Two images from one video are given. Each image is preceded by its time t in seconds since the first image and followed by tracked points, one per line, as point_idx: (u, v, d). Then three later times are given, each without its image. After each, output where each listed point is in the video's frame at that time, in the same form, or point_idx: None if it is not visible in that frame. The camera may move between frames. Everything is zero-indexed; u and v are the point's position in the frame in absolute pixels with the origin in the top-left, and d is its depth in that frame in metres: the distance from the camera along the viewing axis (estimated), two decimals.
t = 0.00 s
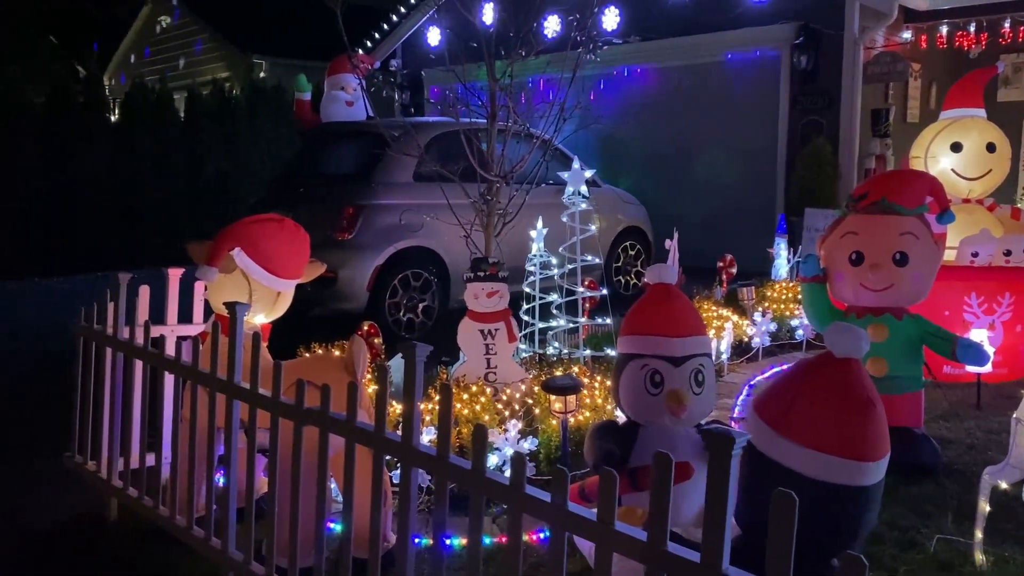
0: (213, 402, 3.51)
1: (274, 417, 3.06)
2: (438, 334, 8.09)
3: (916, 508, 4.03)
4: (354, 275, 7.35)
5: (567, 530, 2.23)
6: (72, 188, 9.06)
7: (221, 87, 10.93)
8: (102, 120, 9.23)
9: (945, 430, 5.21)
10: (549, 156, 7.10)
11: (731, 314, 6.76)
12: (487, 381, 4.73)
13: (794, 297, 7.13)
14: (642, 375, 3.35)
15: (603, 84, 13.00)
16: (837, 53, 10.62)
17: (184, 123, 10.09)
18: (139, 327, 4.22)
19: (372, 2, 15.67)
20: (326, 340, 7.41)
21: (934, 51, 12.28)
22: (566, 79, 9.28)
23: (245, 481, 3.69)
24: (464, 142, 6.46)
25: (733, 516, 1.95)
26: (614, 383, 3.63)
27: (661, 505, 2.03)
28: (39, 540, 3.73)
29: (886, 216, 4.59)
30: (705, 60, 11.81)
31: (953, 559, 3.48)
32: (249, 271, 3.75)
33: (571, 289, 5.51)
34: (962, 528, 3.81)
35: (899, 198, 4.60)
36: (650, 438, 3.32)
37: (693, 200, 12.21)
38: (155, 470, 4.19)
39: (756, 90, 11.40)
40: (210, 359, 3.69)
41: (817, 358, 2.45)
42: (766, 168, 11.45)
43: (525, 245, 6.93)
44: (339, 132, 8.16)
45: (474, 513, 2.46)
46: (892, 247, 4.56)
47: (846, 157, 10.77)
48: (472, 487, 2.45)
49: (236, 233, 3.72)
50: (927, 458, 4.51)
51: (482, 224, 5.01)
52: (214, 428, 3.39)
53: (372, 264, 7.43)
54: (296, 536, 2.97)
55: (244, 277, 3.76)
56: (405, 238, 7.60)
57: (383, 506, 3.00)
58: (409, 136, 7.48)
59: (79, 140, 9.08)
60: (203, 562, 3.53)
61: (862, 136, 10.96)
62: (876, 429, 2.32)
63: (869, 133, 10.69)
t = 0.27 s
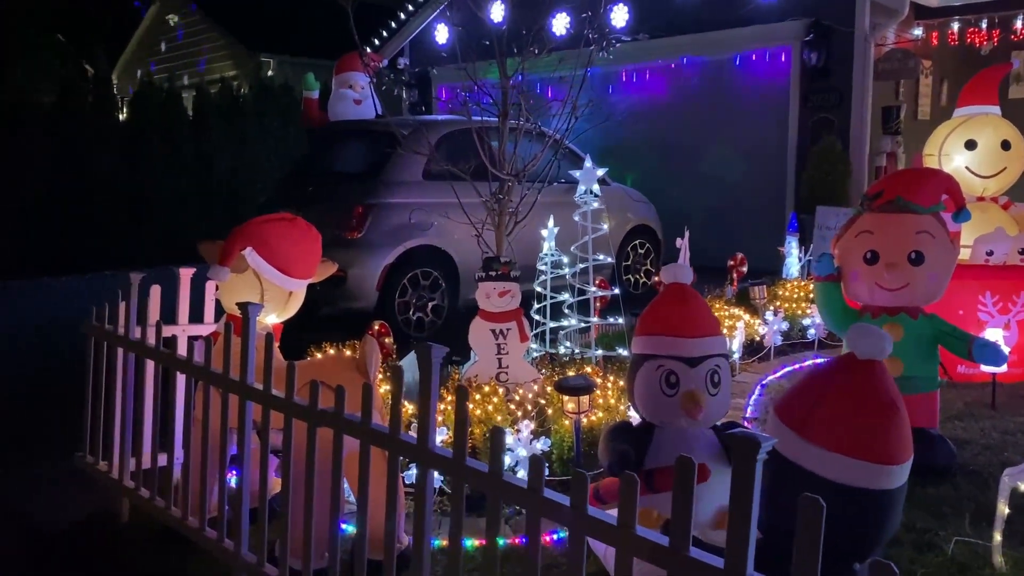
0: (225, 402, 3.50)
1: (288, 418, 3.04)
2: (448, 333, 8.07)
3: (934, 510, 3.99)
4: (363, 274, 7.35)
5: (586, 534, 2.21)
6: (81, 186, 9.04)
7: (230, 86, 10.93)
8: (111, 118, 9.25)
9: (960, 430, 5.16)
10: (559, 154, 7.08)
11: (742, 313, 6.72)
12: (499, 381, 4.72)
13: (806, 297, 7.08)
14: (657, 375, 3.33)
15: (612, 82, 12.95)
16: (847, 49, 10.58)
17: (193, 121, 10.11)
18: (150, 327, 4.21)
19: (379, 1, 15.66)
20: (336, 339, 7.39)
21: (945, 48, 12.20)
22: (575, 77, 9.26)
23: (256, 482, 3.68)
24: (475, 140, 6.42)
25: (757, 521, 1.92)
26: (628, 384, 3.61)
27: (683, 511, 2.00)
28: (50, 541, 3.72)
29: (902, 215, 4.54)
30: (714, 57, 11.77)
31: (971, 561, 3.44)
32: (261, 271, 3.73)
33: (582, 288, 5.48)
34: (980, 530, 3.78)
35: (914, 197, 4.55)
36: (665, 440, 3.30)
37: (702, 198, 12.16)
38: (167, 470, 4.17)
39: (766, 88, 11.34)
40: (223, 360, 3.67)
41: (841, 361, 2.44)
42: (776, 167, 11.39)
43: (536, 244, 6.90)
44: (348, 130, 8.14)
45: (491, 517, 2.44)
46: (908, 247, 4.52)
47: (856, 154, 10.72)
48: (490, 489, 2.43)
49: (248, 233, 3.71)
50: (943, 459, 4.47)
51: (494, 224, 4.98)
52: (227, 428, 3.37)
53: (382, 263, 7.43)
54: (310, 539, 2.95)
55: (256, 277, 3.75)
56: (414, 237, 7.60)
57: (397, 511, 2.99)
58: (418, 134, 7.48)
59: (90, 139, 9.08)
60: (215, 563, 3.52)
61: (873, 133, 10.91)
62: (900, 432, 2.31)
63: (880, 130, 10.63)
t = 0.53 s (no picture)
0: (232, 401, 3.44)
1: (296, 418, 2.98)
2: (455, 329, 8.01)
3: (952, 509, 3.93)
4: (369, 270, 7.29)
5: (606, 539, 2.15)
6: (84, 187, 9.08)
7: (235, 82, 10.88)
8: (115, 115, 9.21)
9: (977, 427, 5.09)
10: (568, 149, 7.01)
11: (753, 309, 6.65)
12: (509, 379, 4.66)
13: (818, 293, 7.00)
14: (672, 374, 3.26)
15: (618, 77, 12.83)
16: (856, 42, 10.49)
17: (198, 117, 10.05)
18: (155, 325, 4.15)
19: None
20: (342, 336, 7.35)
21: (955, 41, 12.09)
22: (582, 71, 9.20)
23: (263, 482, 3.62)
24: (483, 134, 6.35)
25: (786, 527, 1.86)
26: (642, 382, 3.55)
27: (708, 516, 1.94)
28: (57, 542, 3.67)
29: (919, 209, 4.45)
30: (721, 50, 11.68)
31: (992, 562, 3.38)
32: (268, 268, 3.67)
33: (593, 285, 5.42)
34: (1000, 529, 3.71)
35: (930, 190, 4.47)
36: (680, 439, 3.24)
37: (710, 193, 12.08)
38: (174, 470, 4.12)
39: (774, 82, 11.26)
40: (229, 358, 3.62)
41: (865, 360, 2.39)
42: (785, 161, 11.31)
43: (545, 240, 6.82)
44: (353, 125, 8.07)
45: (506, 521, 2.38)
46: (924, 241, 4.44)
47: (865, 147, 10.63)
48: (505, 491, 2.38)
49: (255, 229, 3.65)
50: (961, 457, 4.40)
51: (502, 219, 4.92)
52: (234, 428, 3.31)
53: (388, 259, 7.38)
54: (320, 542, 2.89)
55: (263, 274, 3.69)
56: (421, 233, 7.54)
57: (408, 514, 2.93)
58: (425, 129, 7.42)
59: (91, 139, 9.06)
60: (222, 565, 3.47)
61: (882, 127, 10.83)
62: (928, 433, 2.26)
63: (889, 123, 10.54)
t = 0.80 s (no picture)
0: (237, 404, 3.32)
1: (303, 422, 2.86)
2: (461, 326, 7.90)
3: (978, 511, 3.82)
4: (374, 266, 7.18)
5: (638, 554, 2.07)
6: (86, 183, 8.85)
7: (235, 75, 10.72)
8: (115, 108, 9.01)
9: (998, 426, 4.97)
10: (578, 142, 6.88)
11: (766, 305, 6.52)
12: (519, 378, 4.55)
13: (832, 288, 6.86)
14: (693, 375, 3.14)
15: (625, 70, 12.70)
16: (867, 33, 10.34)
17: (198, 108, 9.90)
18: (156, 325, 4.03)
19: None
20: (348, 333, 7.22)
21: (966, 31, 11.92)
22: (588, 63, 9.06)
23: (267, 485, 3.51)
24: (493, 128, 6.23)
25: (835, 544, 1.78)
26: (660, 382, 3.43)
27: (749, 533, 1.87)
28: (58, 548, 3.57)
29: (939, 204, 4.31)
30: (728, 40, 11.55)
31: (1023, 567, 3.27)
32: (272, 265, 3.56)
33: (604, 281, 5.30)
34: None
35: (953, 182, 4.32)
36: (700, 442, 3.12)
37: (718, 186, 11.95)
38: (177, 473, 4.00)
39: (783, 74, 11.13)
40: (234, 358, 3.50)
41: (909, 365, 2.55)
42: (794, 154, 11.17)
43: (555, 235, 6.70)
44: (357, 119, 7.95)
45: (529, 522, 2.35)
46: (947, 236, 4.31)
47: (876, 140, 10.49)
48: (528, 502, 2.28)
49: (259, 224, 3.53)
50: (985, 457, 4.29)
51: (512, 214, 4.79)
52: (238, 432, 3.19)
53: (394, 255, 7.27)
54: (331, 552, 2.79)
55: (267, 271, 3.58)
56: (427, 227, 7.43)
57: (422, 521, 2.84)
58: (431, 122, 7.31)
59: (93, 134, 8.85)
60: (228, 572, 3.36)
61: (893, 119, 10.68)
62: (969, 439, 2.41)
63: (900, 115, 10.39)
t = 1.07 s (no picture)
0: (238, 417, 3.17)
1: (310, 439, 2.71)
2: (464, 326, 7.75)
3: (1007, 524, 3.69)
4: (376, 266, 7.04)
5: None
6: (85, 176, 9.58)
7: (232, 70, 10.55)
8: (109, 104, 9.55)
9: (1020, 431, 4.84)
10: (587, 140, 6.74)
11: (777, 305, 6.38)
12: (529, 384, 4.40)
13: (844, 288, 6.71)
14: (719, 386, 2.99)
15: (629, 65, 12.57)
16: (874, 27, 10.19)
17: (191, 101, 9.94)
18: (152, 330, 3.87)
19: None
20: (349, 334, 7.08)
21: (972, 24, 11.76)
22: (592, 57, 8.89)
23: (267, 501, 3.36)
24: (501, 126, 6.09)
25: None
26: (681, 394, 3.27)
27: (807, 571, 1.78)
28: (52, 565, 3.41)
29: (968, 202, 4.15)
30: (732, 36, 11.41)
31: None
32: (274, 270, 3.40)
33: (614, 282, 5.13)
34: None
35: (977, 181, 4.17)
36: (727, 457, 2.96)
37: (721, 183, 11.81)
38: (174, 485, 3.84)
39: (787, 69, 10.99)
40: (234, 368, 3.34)
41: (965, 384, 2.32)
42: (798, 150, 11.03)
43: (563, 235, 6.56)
44: (357, 115, 7.79)
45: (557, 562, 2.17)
46: (971, 237, 4.14)
47: (882, 136, 10.35)
48: (553, 533, 2.13)
49: (261, 227, 3.37)
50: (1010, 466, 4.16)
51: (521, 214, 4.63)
52: (240, 449, 3.03)
53: (396, 254, 7.12)
54: None
55: (268, 276, 3.42)
56: (429, 226, 7.28)
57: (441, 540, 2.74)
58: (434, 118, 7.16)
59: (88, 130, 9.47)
60: None
61: (899, 115, 10.55)
62: None
63: (907, 111, 10.25)
